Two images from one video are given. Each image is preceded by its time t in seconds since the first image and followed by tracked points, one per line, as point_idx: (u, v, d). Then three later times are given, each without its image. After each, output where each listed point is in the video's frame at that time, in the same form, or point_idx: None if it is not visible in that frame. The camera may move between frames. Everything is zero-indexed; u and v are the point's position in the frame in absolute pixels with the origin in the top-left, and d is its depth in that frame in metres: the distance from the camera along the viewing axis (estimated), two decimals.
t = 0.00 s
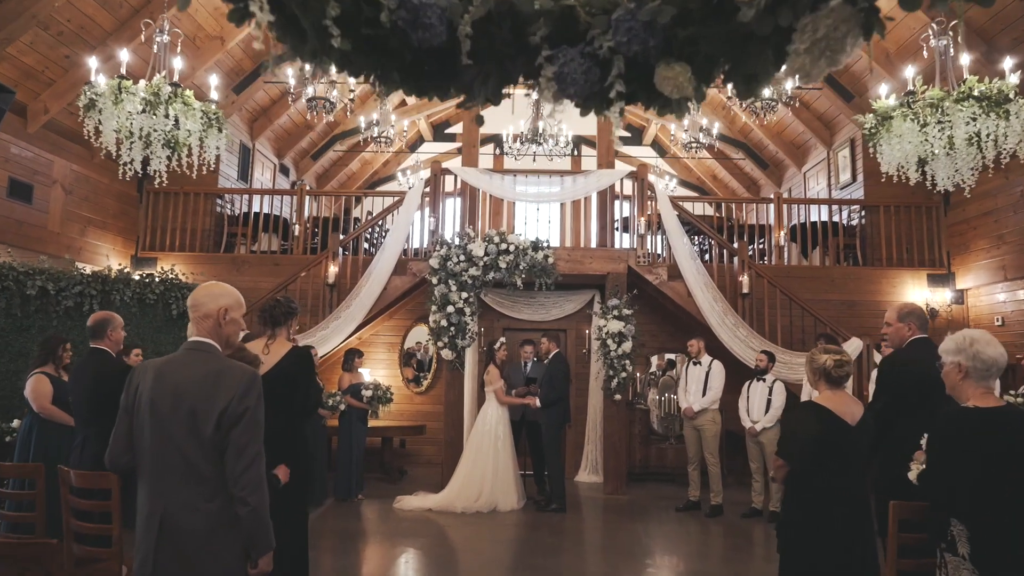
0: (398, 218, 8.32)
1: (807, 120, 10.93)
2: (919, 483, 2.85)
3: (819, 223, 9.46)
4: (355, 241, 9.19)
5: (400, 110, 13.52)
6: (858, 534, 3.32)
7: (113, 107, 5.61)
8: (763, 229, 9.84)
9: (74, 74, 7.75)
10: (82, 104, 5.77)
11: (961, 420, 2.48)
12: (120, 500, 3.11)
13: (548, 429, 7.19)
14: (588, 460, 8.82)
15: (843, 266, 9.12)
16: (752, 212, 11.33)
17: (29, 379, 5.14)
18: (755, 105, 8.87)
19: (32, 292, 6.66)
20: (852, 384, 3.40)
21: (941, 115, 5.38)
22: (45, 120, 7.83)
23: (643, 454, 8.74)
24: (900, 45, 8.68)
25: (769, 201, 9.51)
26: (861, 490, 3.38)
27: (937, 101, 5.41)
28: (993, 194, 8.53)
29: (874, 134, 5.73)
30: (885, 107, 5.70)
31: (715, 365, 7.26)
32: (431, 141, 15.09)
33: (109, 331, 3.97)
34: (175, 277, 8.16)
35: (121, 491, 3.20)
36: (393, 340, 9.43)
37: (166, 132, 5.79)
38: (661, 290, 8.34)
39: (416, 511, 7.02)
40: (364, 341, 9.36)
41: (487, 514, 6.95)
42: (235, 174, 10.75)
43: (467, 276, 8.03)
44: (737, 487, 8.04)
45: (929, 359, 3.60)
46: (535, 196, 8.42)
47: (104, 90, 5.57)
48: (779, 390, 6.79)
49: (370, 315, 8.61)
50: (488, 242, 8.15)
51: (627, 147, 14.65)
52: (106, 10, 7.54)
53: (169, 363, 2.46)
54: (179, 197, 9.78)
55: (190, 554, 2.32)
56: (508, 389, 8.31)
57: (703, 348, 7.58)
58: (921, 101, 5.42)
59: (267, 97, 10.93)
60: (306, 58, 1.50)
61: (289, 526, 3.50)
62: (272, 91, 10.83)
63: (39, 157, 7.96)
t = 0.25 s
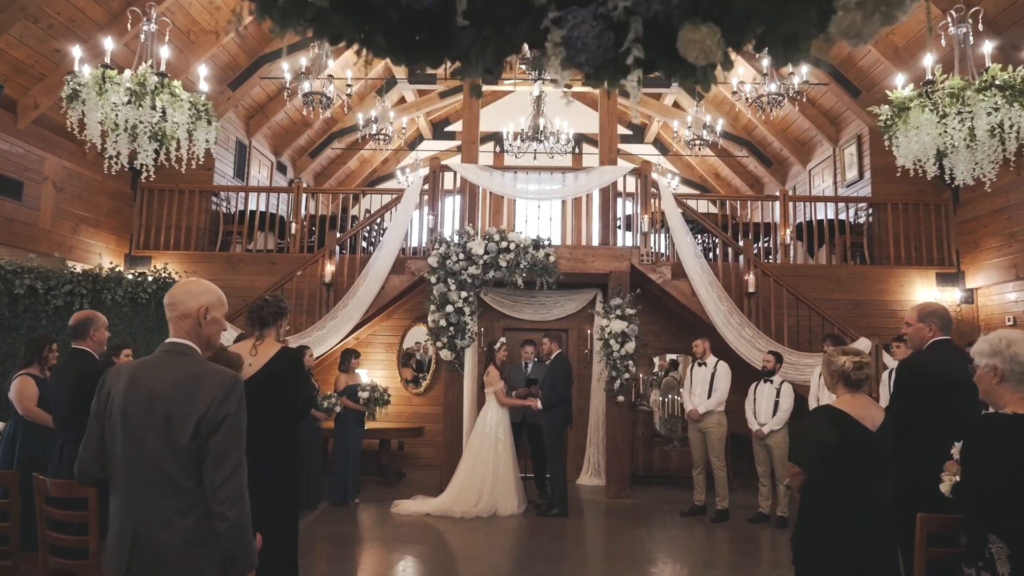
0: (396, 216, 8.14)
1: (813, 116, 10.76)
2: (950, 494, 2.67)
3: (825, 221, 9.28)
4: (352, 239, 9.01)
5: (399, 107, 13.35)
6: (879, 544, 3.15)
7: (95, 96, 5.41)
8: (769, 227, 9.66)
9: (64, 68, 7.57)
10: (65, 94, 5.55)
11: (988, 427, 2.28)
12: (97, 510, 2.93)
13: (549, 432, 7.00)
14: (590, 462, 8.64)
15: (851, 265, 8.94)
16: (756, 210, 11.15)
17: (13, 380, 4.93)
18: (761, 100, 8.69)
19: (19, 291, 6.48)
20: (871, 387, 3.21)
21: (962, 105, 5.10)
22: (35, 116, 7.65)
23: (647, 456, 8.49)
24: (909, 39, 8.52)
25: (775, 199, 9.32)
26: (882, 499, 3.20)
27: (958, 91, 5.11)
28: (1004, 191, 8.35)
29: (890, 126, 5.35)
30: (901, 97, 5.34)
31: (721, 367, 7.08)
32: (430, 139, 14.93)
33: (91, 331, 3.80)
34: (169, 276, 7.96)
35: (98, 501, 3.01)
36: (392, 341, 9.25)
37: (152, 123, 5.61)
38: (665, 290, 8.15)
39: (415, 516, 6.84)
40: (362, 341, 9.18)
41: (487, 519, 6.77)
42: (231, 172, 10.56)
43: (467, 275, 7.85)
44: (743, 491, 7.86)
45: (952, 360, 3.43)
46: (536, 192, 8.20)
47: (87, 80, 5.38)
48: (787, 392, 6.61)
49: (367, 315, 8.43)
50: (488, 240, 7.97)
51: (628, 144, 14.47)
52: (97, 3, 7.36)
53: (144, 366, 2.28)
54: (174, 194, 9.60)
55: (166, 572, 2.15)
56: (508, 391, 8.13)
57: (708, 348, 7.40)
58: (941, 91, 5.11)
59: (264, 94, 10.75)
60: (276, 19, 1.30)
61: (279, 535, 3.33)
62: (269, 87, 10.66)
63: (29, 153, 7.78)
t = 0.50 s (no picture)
0: (393, 214, 7.97)
1: (817, 113, 10.60)
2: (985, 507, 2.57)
3: (830, 220, 9.12)
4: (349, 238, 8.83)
5: (398, 105, 13.19)
6: (900, 558, 2.97)
7: (78, 90, 5.16)
8: (774, 226, 9.49)
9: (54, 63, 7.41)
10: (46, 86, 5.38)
11: None
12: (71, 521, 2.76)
13: (550, 435, 6.83)
14: (592, 466, 8.48)
15: (858, 265, 8.77)
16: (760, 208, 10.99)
17: None
18: (765, 96, 8.53)
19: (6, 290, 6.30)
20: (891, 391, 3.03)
21: (980, 97, 4.86)
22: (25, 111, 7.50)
23: (649, 459, 8.28)
24: (918, 34, 8.37)
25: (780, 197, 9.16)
26: (904, 508, 3.03)
27: (977, 81, 4.90)
28: (1014, 189, 8.18)
29: (906, 118, 5.12)
30: (917, 87, 5.10)
31: (726, 368, 6.91)
32: (430, 137, 14.78)
33: (71, 330, 3.63)
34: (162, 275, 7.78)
35: (73, 512, 2.84)
36: (389, 341, 9.09)
37: (136, 115, 5.30)
38: (668, 289, 7.97)
39: (412, 521, 6.67)
40: (359, 342, 9.02)
41: (486, 524, 6.60)
42: (226, 170, 10.40)
43: (466, 274, 7.68)
44: (748, 495, 7.70)
45: (971, 362, 3.25)
46: (536, 188, 8.03)
47: (69, 70, 5.14)
48: (794, 394, 6.44)
49: (364, 315, 8.25)
50: (487, 239, 7.79)
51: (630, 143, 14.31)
52: None
53: (114, 370, 2.11)
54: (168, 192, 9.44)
55: None
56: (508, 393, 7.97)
57: (713, 349, 7.23)
58: (959, 82, 4.87)
59: (260, 90, 10.58)
60: None
61: (269, 540, 3.15)
62: (265, 84, 10.50)
63: (18, 150, 7.62)
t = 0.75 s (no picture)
0: (389, 212, 7.80)
1: (822, 110, 10.42)
2: (1021, 520, 2.59)
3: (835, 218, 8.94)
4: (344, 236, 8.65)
5: (396, 102, 13.02)
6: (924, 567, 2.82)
7: (58, 79, 4.85)
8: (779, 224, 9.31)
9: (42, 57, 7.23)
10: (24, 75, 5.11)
11: None
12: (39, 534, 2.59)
13: (550, 439, 6.64)
14: (593, 469, 8.30)
15: (865, 264, 8.59)
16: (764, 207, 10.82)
17: None
18: (770, 91, 8.36)
19: None
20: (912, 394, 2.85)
21: (999, 88, 4.51)
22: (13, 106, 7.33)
23: (652, 463, 8.09)
24: (925, 27, 8.20)
25: (784, 195, 8.98)
26: (926, 518, 2.85)
27: (997, 69, 4.56)
28: None
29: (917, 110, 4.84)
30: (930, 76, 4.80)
31: (731, 370, 6.73)
32: (429, 135, 14.64)
33: (46, 330, 3.46)
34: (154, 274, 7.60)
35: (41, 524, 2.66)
36: (386, 342, 8.91)
37: (119, 106, 4.90)
38: (671, 289, 7.79)
39: (408, 527, 6.49)
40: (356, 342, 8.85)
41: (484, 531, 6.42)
42: (221, 168, 10.23)
43: (463, 274, 7.49)
44: (753, 500, 7.52)
45: (995, 365, 3.05)
46: (536, 186, 7.86)
47: (47, 57, 4.84)
48: (801, 397, 6.26)
49: (360, 315, 8.08)
50: (486, 237, 7.60)
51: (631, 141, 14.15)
52: None
53: (74, 372, 1.92)
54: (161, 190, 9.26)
55: None
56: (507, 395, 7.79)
57: (717, 350, 7.05)
58: (976, 70, 4.53)
59: (255, 87, 10.41)
60: None
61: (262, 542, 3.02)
62: (261, 80, 10.33)
63: (6, 146, 7.45)
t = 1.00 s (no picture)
0: (386, 210, 7.62)
1: (826, 107, 10.26)
2: None
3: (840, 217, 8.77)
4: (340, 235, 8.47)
5: (395, 100, 12.86)
6: None
7: (37, 69, 4.61)
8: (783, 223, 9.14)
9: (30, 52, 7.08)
10: None
11: None
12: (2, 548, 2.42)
13: (550, 442, 6.47)
14: (594, 473, 8.13)
15: (871, 263, 8.42)
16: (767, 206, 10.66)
17: None
18: (775, 87, 8.20)
19: None
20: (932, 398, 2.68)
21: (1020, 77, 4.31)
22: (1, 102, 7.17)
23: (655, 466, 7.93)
24: (933, 22, 8.03)
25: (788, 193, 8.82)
26: (950, 528, 2.68)
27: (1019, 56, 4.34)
28: None
29: (932, 100, 4.70)
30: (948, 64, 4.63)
31: (736, 372, 6.55)
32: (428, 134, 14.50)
33: (17, 331, 3.29)
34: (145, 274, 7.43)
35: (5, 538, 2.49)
36: (383, 343, 8.74)
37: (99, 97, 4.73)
38: (673, 289, 7.61)
39: (405, 533, 6.32)
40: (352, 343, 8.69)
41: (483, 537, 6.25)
42: (216, 165, 10.06)
43: (461, 273, 7.31)
44: (757, 504, 7.35)
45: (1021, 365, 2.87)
46: (535, 183, 7.68)
47: (21, 45, 4.64)
48: (808, 399, 6.10)
49: (356, 315, 7.91)
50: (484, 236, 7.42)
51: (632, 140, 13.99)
52: None
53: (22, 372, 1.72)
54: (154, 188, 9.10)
55: None
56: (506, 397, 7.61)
57: (721, 351, 6.88)
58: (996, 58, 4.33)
59: (250, 83, 10.24)
60: None
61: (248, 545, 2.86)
62: (257, 76, 10.17)
63: None
